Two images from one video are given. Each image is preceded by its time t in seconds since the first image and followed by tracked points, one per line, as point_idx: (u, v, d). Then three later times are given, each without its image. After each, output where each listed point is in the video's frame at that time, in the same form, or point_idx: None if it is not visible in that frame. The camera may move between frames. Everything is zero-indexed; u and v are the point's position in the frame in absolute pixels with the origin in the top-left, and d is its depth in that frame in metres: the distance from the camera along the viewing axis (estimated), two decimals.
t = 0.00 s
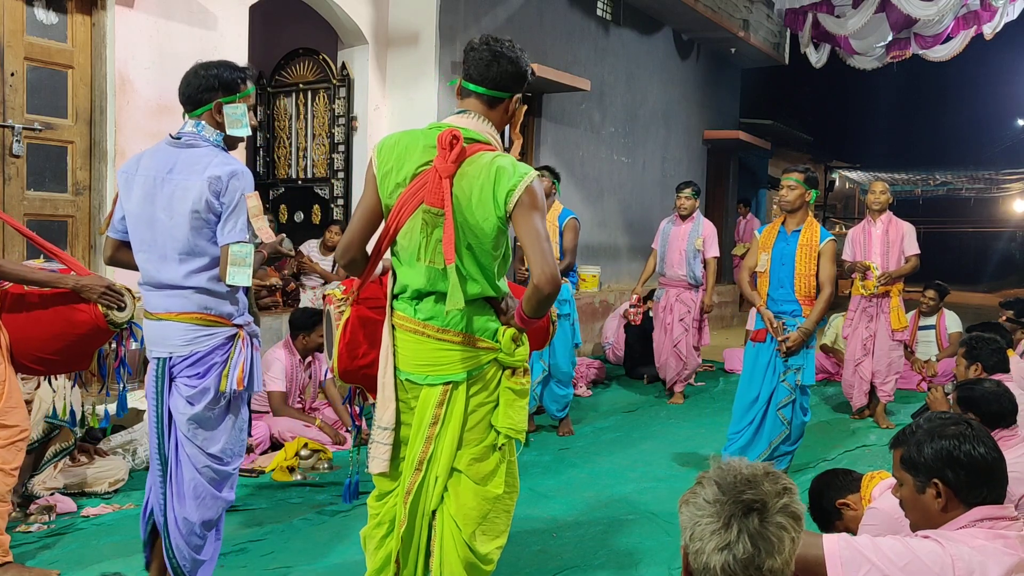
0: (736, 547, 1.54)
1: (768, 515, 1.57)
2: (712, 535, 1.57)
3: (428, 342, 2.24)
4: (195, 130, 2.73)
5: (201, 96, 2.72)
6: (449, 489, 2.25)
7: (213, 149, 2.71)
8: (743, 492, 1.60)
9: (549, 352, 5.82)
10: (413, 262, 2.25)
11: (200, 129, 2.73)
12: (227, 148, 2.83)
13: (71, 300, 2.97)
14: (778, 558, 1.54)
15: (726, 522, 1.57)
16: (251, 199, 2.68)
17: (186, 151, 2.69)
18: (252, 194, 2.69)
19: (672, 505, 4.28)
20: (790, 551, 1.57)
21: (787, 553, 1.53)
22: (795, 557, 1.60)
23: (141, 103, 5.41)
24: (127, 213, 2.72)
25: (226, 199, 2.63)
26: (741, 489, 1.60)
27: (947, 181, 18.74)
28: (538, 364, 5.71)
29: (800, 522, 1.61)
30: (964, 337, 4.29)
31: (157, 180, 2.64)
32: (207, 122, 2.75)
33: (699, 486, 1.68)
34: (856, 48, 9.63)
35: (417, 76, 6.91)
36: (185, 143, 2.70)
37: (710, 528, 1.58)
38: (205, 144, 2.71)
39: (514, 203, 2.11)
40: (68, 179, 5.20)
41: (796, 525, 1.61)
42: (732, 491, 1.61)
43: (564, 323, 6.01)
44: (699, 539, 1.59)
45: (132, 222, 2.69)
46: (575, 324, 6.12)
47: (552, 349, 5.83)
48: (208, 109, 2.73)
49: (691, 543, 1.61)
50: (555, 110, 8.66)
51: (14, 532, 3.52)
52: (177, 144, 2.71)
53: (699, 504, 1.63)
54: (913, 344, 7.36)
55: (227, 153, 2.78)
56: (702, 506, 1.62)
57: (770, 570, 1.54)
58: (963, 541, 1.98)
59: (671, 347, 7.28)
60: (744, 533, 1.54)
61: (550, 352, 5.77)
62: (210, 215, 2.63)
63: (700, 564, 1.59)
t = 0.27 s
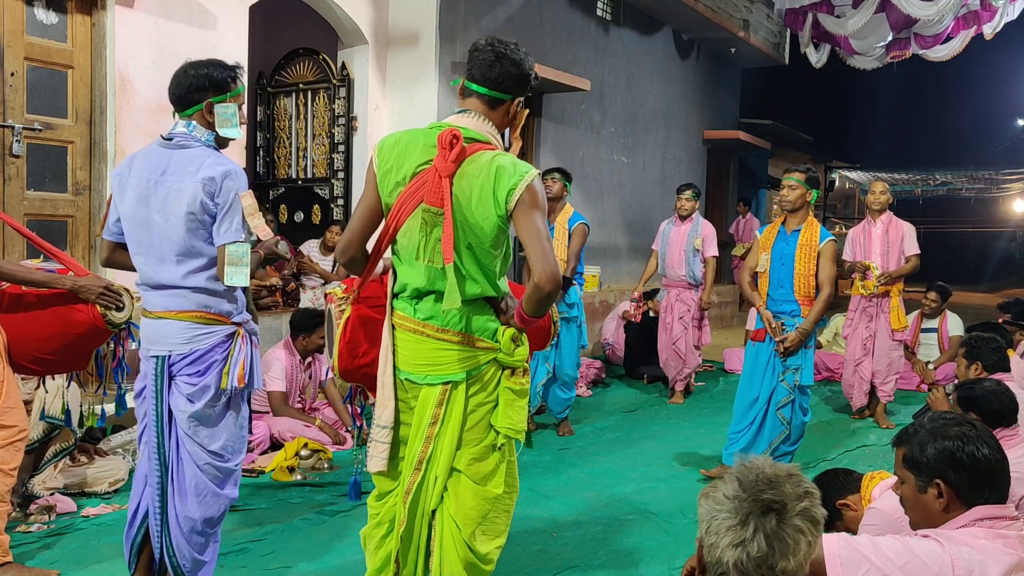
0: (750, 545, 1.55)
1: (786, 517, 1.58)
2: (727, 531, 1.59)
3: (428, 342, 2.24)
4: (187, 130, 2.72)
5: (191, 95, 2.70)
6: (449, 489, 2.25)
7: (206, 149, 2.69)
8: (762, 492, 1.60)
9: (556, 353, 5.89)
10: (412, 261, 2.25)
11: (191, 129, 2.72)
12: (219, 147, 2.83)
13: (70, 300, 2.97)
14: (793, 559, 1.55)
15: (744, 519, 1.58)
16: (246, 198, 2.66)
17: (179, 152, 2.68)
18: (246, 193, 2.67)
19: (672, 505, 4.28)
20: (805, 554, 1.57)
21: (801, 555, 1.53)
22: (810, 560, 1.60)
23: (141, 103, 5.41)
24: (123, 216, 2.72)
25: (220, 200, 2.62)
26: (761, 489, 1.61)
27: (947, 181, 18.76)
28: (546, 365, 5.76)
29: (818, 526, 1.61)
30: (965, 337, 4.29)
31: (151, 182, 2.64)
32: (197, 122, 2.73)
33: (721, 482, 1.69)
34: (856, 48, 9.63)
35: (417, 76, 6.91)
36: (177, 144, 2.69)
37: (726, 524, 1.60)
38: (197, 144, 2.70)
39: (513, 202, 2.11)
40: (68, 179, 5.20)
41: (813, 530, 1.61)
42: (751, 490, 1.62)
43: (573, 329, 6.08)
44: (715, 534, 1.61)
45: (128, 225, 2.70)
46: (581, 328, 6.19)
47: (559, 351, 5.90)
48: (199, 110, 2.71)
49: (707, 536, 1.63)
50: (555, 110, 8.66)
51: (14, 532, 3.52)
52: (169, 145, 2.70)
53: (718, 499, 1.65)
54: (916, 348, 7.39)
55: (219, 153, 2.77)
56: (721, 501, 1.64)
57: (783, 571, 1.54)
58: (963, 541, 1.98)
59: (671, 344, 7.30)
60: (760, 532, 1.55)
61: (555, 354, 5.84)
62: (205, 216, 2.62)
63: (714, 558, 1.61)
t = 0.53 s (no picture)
0: (771, 544, 1.51)
1: (810, 519, 1.53)
2: (748, 528, 1.54)
3: (429, 342, 2.24)
4: (176, 130, 2.70)
5: (183, 95, 2.68)
6: (449, 489, 2.25)
7: (196, 149, 2.68)
8: (787, 492, 1.55)
9: (565, 352, 5.90)
10: (412, 261, 2.25)
11: (181, 129, 2.70)
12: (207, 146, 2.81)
13: (68, 300, 2.96)
14: (813, 562, 1.50)
15: (766, 516, 1.54)
16: (238, 197, 2.67)
17: (169, 152, 2.66)
18: (238, 192, 2.67)
19: (672, 505, 4.27)
20: (826, 558, 1.53)
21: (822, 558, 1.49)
22: (829, 564, 1.56)
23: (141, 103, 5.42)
24: (114, 217, 2.69)
25: (212, 199, 2.62)
26: (787, 488, 1.56)
27: (947, 181, 18.79)
28: (556, 366, 5.74)
29: (841, 532, 1.56)
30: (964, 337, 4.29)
31: (143, 184, 2.62)
32: (187, 122, 2.72)
33: (745, 477, 1.65)
34: (856, 48, 9.63)
35: (417, 76, 6.91)
36: (167, 144, 2.68)
37: (748, 521, 1.55)
38: (187, 144, 2.68)
39: (514, 201, 2.11)
40: (68, 179, 5.19)
41: (836, 534, 1.56)
42: (777, 489, 1.57)
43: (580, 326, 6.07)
44: (736, 530, 1.57)
45: (120, 226, 2.67)
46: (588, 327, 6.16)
47: (567, 349, 5.91)
48: (189, 110, 2.70)
49: (727, 530, 1.59)
50: (555, 110, 8.66)
51: (14, 532, 3.52)
52: (160, 146, 2.68)
53: (741, 494, 1.60)
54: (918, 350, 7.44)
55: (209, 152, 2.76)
56: (744, 496, 1.59)
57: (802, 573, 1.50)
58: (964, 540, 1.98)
59: (675, 342, 7.32)
60: (783, 531, 1.50)
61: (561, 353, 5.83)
62: (198, 215, 2.62)
63: (733, 554, 1.56)
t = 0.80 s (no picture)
0: (797, 547, 1.49)
1: (837, 523, 1.51)
2: (773, 528, 1.52)
3: (429, 342, 2.24)
4: (167, 130, 2.69)
5: (180, 95, 2.67)
6: (449, 489, 2.25)
7: (186, 149, 2.67)
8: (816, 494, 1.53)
9: (565, 352, 5.89)
10: (411, 260, 2.25)
11: (171, 130, 2.69)
12: (198, 146, 2.80)
13: (67, 300, 2.96)
14: (837, 568, 1.49)
15: (794, 519, 1.51)
16: (228, 196, 2.65)
17: (160, 153, 2.65)
18: (228, 191, 2.66)
19: (672, 505, 4.28)
20: (850, 562, 1.51)
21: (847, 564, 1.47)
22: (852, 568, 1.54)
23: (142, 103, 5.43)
24: (107, 219, 2.70)
25: (203, 198, 2.61)
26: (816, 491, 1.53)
27: (947, 181, 18.84)
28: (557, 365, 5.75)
29: (867, 537, 1.55)
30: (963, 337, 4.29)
31: (135, 185, 2.62)
32: (180, 122, 2.71)
33: (773, 475, 1.62)
34: (856, 48, 9.63)
35: (417, 76, 6.92)
36: (158, 144, 2.66)
37: (774, 521, 1.53)
38: (178, 144, 2.67)
39: (512, 201, 2.11)
40: (68, 179, 5.19)
41: (862, 540, 1.54)
42: (805, 490, 1.54)
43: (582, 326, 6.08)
44: (760, 529, 1.55)
45: (113, 228, 2.67)
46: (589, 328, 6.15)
47: (568, 349, 5.90)
48: (186, 108, 2.69)
49: (751, 527, 1.57)
50: (555, 110, 8.66)
51: (14, 532, 3.52)
52: (150, 147, 2.67)
53: (768, 492, 1.57)
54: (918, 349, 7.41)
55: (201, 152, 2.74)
56: (771, 495, 1.56)
57: None
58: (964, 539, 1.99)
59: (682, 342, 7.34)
60: (809, 535, 1.48)
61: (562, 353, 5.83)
62: (188, 215, 2.61)
63: (755, 553, 1.55)
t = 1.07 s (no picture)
0: (826, 554, 1.55)
1: (868, 532, 1.56)
2: (804, 533, 1.58)
3: (427, 342, 2.24)
4: (159, 131, 2.68)
5: (175, 94, 2.65)
6: (448, 488, 2.25)
7: (177, 149, 2.65)
8: (849, 503, 1.57)
9: (565, 351, 5.91)
10: (408, 259, 2.26)
11: (163, 130, 2.68)
12: (191, 146, 2.79)
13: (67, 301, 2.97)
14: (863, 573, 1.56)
15: (825, 526, 1.56)
16: (216, 195, 2.62)
17: (151, 153, 2.65)
18: (217, 191, 2.63)
19: (673, 505, 4.28)
20: (875, 569, 1.57)
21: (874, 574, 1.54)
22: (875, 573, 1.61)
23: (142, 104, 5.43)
24: (98, 220, 2.70)
25: (191, 198, 2.59)
26: (849, 498, 1.58)
27: (947, 181, 18.86)
28: (556, 365, 5.79)
29: (895, 545, 1.61)
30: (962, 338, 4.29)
31: (126, 185, 2.62)
32: (171, 123, 2.69)
33: (804, 478, 1.66)
34: (856, 48, 9.64)
35: (417, 76, 6.92)
36: (148, 145, 2.66)
37: (805, 526, 1.58)
38: (169, 144, 2.66)
39: (509, 200, 2.11)
40: (68, 179, 5.19)
41: (889, 547, 1.60)
42: (838, 497, 1.58)
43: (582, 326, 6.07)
44: (790, 532, 1.60)
45: (104, 228, 2.67)
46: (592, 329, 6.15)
47: (568, 348, 5.91)
48: (181, 107, 2.67)
49: (780, 529, 1.62)
50: (555, 110, 8.66)
51: (14, 532, 3.52)
52: (142, 147, 2.66)
53: (800, 496, 1.62)
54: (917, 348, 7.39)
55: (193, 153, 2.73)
56: (802, 499, 1.61)
57: None
58: (965, 540, 1.99)
59: (691, 342, 7.38)
60: (840, 543, 1.54)
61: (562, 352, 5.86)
62: (176, 214, 2.59)
63: (783, 555, 1.61)
